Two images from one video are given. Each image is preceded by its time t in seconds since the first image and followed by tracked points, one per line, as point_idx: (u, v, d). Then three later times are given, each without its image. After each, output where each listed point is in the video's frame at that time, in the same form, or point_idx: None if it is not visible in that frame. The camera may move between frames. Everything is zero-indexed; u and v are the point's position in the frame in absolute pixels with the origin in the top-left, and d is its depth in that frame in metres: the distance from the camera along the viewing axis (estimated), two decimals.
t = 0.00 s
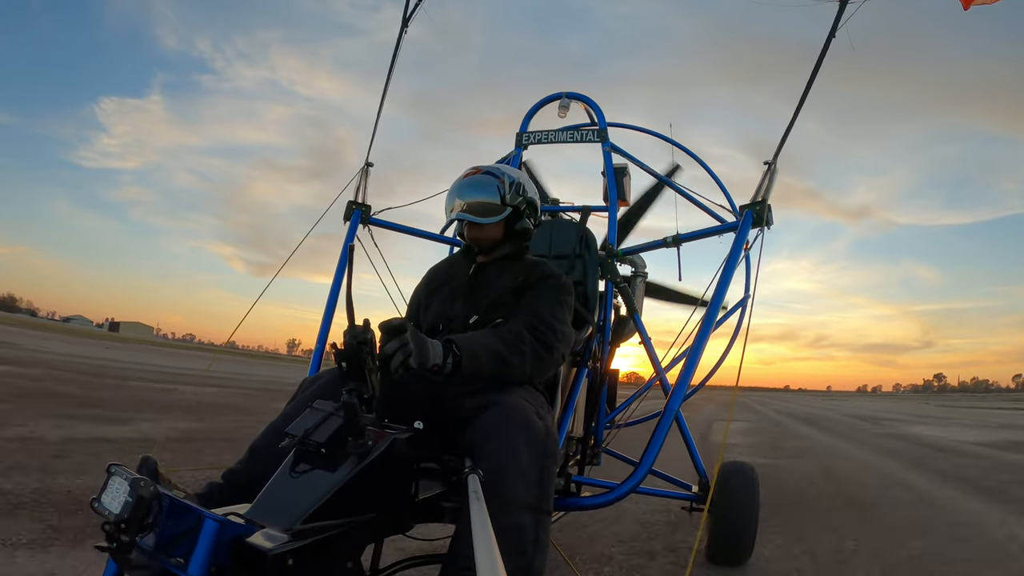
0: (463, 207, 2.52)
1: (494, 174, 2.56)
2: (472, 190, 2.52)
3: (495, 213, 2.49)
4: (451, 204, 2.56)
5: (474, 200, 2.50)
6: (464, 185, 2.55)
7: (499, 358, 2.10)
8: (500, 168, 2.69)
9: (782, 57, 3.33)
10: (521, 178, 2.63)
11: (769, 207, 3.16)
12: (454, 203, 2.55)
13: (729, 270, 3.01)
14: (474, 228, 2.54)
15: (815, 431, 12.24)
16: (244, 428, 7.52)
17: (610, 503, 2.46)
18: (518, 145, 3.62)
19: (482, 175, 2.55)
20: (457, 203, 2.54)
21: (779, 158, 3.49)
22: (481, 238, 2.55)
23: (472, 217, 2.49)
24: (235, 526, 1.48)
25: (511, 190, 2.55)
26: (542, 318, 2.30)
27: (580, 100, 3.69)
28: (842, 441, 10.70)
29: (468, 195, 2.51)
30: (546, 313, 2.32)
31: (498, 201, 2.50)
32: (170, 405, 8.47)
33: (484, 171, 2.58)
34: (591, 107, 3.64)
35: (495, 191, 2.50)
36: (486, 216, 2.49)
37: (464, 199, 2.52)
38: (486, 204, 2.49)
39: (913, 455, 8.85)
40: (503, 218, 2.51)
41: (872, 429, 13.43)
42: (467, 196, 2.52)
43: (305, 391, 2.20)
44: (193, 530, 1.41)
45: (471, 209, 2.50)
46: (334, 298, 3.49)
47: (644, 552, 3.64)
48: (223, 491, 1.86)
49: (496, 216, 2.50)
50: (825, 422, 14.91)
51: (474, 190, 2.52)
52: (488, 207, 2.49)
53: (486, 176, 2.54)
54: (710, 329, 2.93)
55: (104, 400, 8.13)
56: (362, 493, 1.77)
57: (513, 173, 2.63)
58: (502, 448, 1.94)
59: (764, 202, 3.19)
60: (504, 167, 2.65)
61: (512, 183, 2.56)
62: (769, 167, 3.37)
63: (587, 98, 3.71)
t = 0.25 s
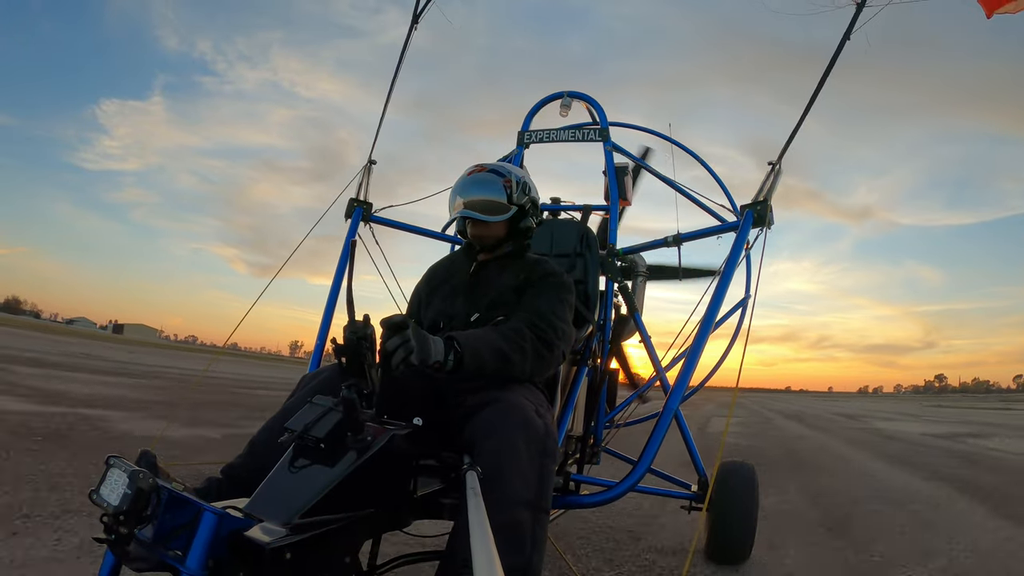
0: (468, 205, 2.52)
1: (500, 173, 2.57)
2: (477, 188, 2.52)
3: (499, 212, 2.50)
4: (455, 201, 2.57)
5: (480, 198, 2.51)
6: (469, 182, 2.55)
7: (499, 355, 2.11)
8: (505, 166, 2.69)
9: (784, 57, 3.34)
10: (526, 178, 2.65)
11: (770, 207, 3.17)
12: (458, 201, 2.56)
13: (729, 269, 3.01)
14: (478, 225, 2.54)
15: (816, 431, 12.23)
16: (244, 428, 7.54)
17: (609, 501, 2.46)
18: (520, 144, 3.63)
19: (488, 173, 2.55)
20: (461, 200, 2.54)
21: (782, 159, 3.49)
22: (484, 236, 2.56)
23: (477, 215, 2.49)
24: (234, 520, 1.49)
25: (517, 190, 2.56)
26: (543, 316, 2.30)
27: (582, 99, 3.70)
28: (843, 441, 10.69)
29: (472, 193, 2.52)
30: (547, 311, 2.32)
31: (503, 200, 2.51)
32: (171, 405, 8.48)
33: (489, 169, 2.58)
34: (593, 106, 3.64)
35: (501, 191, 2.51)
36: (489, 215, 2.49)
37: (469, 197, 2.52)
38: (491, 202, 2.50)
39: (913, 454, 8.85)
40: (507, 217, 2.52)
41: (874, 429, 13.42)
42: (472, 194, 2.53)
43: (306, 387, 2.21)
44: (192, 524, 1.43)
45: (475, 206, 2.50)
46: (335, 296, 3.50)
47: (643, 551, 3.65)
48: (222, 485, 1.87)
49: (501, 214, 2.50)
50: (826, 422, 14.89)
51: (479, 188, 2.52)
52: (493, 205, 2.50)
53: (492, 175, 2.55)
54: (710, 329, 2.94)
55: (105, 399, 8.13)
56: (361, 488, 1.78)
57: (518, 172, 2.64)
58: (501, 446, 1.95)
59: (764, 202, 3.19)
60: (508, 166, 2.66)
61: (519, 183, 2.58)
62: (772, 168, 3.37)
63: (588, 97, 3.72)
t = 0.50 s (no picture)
0: (468, 201, 2.53)
1: (502, 171, 2.58)
2: (478, 185, 2.53)
3: (501, 209, 2.51)
4: (456, 198, 2.58)
5: (481, 195, 2.52)
6: (470, 179, 2.56)
7: (497, 351, 2.12)
8: (505, 164, 2.71)
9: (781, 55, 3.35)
10: (528, 177, 2.66)
11: (766, 204, 3.18)
12: (458, 198, 2.57)
13: (726, 266, 3.02)
14: (479, 221, 2.55)
15: (815, 429, 12.24)
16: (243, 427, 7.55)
17: (607, 497, 2.48)
18: (517, 141, 3.64)
19: (489, 171, 2.56)
20: (462, 197, 2.55)
21: (782, 158, 3.50)
22: (484, 233, 2.57)
23: (478, 212, 2.50)
24: (233, 513, 1.50)
25: (519, 189, 2.58)
26: (541, 313, 2.32)
27: (579, 97, 3.71)
28: (842, 439, 10.69)
29: (472, 190, 2.53)
30: (545, 308, 2.33)
31: (505, 197, 2.52)
32: (170, 403, 8.49)
33: (490, 166, 2.60)
34: (590, 104, 3.66)
35: (503, 190, 2.53)
36: (489, 212, 2.50)
37: (470, 194, 2.54)
38: (492, 199, 2.51)
39: (913, 453, 8.86)
40: (508, 214, 2.54)
41: (873, 427, 13.41)
42: (473, 191, 2.54)
43: (304, 383, 2.22)
44: (190, 517, 1.44)
45: (475, 203, 2.51)
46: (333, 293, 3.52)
47: (641, 548, 3.66)
48: (221, 480, 1.88)
49: (502, 212, 2.52)
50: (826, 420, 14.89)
51: (480, 185, 2.53)
52: (494, 203, 2.51)
53: (494, 173, 2.56)
54: (707, 325, 2.95)
55: (103, 398, 8.13)
56: (359, 483, 1.80)
57: (520, 171, 2.66)
58: (499, 441, 1.96)
59: (761, 199, 3.20)
60: (509, 164, 2.68)
61: (520, 182, 2.60)
62: (771, 166, 3.38)
63: (585, 95, 3.73)
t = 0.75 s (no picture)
0: (470, 206, 2.53)
1: (502, 176, 2.58)
2: (479, 191, 2.53)
3: (502, 215, 2.51)
4: (456, 203, 2.58)
5: (483, 200, 2.51)
6: (470, 184, 2.55)
7: (497, 357, 2.12)
8: (505, 169, 2.71)
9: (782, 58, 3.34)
10: (529, 182, 2.66)
11: (767, 208, 3.17)
12: (459, 203, 2.57)
13: (726, 271, 3.02)
14: (479, 227, 2.54)
15: (816, 430, 12.22)
16: (243, 428, 7.56)
17: (608, 503, 2.47)
18: (517, 145, 3.64)
19: (490, 176, 2.56)
20: (462, 202, 2.55)
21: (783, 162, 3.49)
22: (485, 238, 2.56)
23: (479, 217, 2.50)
24: (233, 523, 1.50)
25: (521, 195, 2.58)
26: (541, 318, 2.31)
27: (579, 101, 3.71)
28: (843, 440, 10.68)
29: (473, 195, 2.53)
30: (546, 313, 2.33)
31: (506, 203, 2.52)
32: (169, 404, 8.48)
33: (490, 172, 2.59)
34: (590, 108, 3.65)
35: (504, 195, 2.52)
36: (490, 217, 2.50)
37: (470, 199, 2.53)
38: (492, 205, 2.51)
39: (913, 452, 8.85)
40: (509, 220, 2.54)
41: (873, 427, 13.40)
42: (474, 196, 2.53)
43: (304, 390, 2.22)
44: (191, 526, 1.44)
45: (476, 208, 2.51)
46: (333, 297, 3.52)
47: (641, 552, 3.65)
48: (221, 487, 1.88)
49: (503, 218, 2.51)
50: (826, 420, 14.88)
51: (481, 190, 2.53)
52: (495, 208, 2.51)
53: (494, 178, 2.56)
54: (708, 330, 2.95)
55: (102, 399, 8.12)
56: (360, 491, 1.79)
57: (520, 176, 2.66)
58: (500, 448, 1.96)
59: (761, 203, 3.20)
60: (509, 170, 2.67)
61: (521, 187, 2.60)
62: (773, 171, 3.38)
63: (585, 99, 3.73)
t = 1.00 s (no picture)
0: (471, 207, 2.52)
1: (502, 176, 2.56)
2: (481, 190, 2.51)
3: (504, 215, 2.50)
4: (457, 203, 2.56)
5: (484, 200, 2.50)
6: (472, 184, 2.54)
7: (500, 357, 2.11)
8: (507, 169, 2.70)
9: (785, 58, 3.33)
10: (529, 182, 2.65)
11: (770, 208, 3.16)
12: (460, 203, 2.55)
13: (729, 271, 3.01)
14: (480, 227, 2.53)
15: (818, 430, 12.20)
16: (244, 429, 7.55)
17: (611, 505, 2.46)
18: (519, 145, 3.63)
19: (490, 176, 2.55)
20: (464, 202, 2.54)
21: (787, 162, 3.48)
22: (487, 238, 2.55)
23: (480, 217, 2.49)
24: (235, 527, 1.49)
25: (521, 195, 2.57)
26: (544, 318, 2.30)
27: (581, 100, 3.70)
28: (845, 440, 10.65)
29: (474, 195, 2.52)
30: (548, 313, 2.32)
31: (508, 203, 2.51)
32: (170, 405, 8.46)
33: (492, 172, 2.58)
34: (592, 107, 3.64)
35: (503, 194, 2.51)
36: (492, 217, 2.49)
37: (472, 199, 2.52)
38: (494, 205, 2.50)
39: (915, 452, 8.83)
40: (510, 220, 2.52)
41: (875, 427, 13.37)
42: (475, 196, 2.52)
43: (305, 392, 2.21)
44: (193, 531, 1.43)
45: (477, 209, 2.50)
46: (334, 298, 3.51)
47: (643, 553, 3.64)
48: (223, 490, 1.87)
49: (504, 218, 2.50)
50: (828, 421, 14.85)
51: (483, 190, 2.51)
52: (497, 208, 2.50)
53: (495, 178, 2.55)
54: (710, 331, 2.93)
55: (103, 399, 8.11)
56: (361, 494, 1.78)
57: (520, 176, 2.65)
58: (502, 450, 1.95)
59: (764, 203, 3.19)
60: (511, 170, 2.66)
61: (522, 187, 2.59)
62: (777, 171, 3.37)
63: (587, 99, 3.72)
